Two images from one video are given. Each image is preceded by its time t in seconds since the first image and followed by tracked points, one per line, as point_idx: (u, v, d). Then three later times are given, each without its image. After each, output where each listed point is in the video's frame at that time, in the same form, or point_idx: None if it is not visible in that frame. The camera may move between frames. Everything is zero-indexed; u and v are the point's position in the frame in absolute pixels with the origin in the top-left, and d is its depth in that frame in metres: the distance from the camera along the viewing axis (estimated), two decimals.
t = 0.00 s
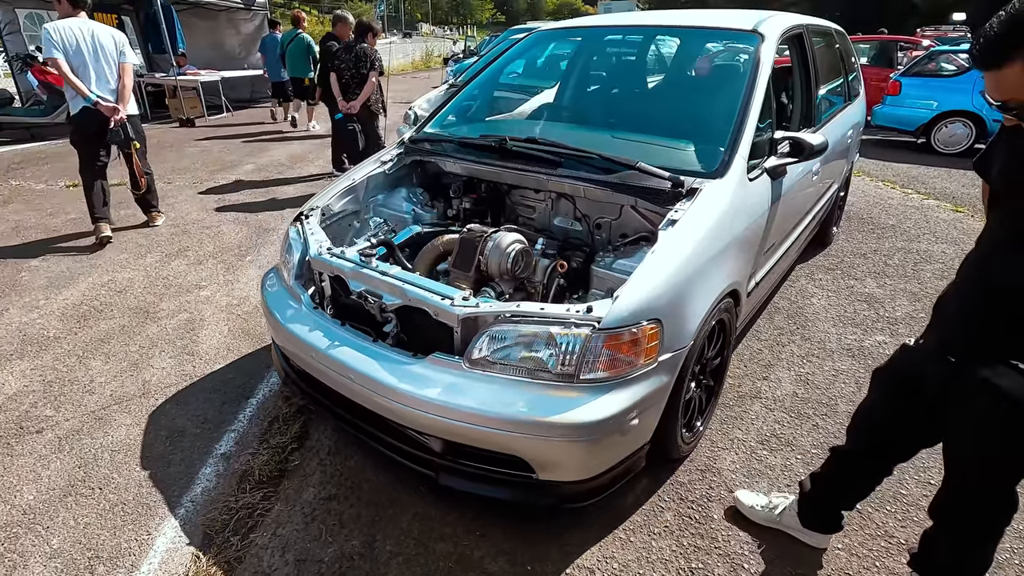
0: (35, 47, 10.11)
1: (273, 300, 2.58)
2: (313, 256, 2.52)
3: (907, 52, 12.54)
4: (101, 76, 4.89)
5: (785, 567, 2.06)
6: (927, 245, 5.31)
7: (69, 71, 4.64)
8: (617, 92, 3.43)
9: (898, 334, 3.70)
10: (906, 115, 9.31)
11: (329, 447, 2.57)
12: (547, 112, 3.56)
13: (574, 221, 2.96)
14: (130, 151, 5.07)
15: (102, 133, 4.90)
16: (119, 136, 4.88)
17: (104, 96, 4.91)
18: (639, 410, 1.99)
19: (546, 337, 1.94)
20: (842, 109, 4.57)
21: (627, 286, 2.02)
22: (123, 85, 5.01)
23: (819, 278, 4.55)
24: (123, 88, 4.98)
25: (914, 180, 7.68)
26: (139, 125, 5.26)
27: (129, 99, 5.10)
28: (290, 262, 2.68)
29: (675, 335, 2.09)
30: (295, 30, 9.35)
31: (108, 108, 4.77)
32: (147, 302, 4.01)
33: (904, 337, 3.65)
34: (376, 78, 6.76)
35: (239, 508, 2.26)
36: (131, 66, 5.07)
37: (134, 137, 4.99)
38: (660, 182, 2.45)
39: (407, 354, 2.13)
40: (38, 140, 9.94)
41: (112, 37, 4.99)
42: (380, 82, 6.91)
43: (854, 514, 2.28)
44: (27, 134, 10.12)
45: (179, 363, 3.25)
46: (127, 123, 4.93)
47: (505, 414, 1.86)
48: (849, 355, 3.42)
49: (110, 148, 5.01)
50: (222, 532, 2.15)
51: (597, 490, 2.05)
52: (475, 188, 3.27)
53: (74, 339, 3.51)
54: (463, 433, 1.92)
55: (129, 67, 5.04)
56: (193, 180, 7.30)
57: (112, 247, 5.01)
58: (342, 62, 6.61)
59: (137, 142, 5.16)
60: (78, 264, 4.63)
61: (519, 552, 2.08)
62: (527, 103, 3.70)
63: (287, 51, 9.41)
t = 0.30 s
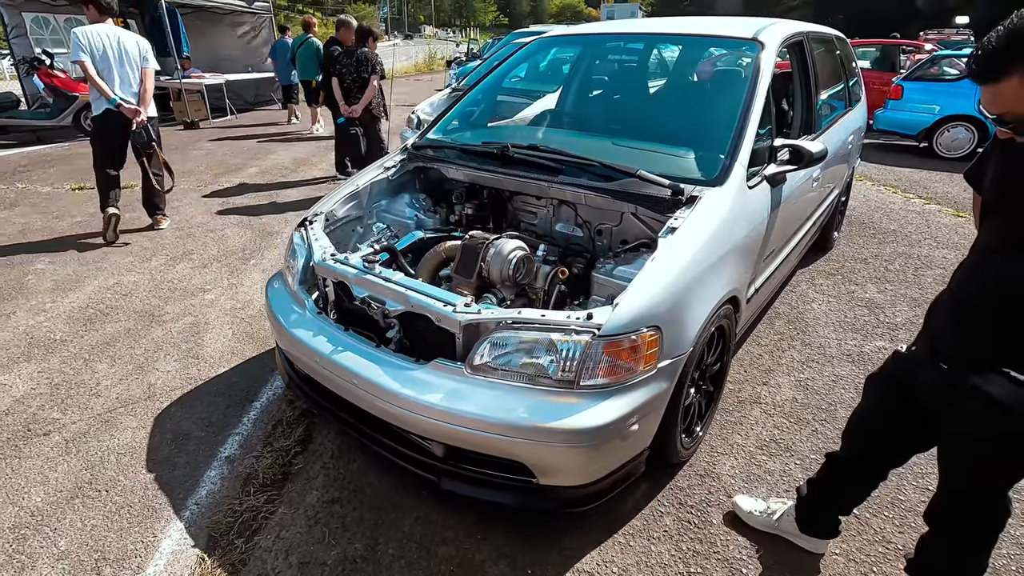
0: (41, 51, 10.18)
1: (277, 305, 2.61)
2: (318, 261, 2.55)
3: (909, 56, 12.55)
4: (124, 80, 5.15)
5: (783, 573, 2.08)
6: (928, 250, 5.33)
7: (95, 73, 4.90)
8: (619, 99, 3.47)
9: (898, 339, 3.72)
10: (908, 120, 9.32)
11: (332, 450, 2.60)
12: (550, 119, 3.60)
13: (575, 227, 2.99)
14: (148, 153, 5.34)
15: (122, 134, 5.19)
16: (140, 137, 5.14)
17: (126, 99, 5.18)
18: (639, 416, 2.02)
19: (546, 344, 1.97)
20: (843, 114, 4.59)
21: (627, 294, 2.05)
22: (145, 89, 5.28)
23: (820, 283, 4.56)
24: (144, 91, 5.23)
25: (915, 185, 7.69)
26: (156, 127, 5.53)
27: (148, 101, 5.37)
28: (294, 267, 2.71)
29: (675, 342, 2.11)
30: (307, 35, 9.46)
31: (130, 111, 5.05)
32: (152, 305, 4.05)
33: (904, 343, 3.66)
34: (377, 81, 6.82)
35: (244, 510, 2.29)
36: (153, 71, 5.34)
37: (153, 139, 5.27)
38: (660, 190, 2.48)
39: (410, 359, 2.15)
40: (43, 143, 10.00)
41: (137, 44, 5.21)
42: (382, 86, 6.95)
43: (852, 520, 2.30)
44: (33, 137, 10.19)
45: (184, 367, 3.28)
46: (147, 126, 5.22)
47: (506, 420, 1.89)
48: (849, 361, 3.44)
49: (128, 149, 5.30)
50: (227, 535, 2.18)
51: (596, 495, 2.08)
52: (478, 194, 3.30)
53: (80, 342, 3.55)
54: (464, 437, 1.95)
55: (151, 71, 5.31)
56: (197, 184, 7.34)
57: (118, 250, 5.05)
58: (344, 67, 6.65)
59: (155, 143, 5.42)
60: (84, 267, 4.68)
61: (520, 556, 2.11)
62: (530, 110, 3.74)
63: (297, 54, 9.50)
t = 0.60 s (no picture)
0: (42, 53, 10.20)
1: (278, 307, 2.61)
2: (318, 264, 2.56)
3: (908, 57, 12.56)
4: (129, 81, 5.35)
5: None
6: (928, 251, 5.33)
7: (99, 74, 5.08)
8: (619, 100, 3.47)
9: (898, 341, 3.71)
10: (907, 121, 9.32)
11: (333, 453, 2.60)
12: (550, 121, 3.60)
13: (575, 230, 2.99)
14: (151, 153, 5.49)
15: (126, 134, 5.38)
16: (141, 137, 5.30)
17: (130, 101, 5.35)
18: (639, 419, 2.02)
19: (547, 347, 1.97)
20: (843, 116, 4.59)
21: (628, 296, 2.05)
22: (149, 91, 5.46)
23: (819, 284, 4.57)
24: (148, 93, 5.41)
25: (915, 187, 7.70)
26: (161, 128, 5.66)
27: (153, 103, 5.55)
28: (295, 270, 2.71)
29: (675, 345, 2.11)
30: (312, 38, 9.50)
31: (132, 111, 5.22)
32: (152, 307, 4.06)
33: (904, 345, 3.66)
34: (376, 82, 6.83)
35: (244, 513, 2.28)
36: (159, 74, 5.52)
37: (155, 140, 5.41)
38: (660, 192, 2.48)
39: (411, 362, 2.15)
40: (43, 146, 10.02)
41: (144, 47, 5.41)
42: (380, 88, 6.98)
43: (853, 523, 2.30)
44: (34, 140, 10.20)
45: (184, 369, 3.28)
46: (149, 127, 5.35)
47: (508, 423, 1.89)
48: (850, 363, 3.44)
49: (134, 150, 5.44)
50: (228, 538, 2.18)
51: (597, 498, 2.08)
52: (478, 197, 3.30)
53: (80, 344, 3.55)
54: (465, 440, 1.95)
55: (156, 74, 5.49)
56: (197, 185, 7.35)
57: (118, 252, 5.06)
58: (342, 68, 6.69)
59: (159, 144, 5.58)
60: (84, 269, 4.68)
61: (521, 560, 2.10)
62: (530, 112, 3.74)
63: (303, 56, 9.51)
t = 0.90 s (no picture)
0: (35, 55, 10.13)
1: (276, 314, 2.58)
2: (318, 270, 2.52)
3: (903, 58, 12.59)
4: (123, 85, 5.39)
5: None
6: (927, 253, 5.32)
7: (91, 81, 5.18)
8: (619, 103, 3.45)
9: (900, 344, 3.70)
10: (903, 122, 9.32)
11: (333, 462, 2.56)
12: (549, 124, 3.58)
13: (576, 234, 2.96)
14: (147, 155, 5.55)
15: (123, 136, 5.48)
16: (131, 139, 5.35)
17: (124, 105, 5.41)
18: (645, 427, 1.99)
19: (551, 354, 1.94)
20: (842, 118, 4.59)
21: (633, 302, 2.02)
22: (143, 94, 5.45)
23: (819, 286, 4.56)
24: (141, 95, 5.40)
25: (913, 187, 7.70)
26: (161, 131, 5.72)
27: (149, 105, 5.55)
28: (294, 276, 2.68)
29: (681, 351, 2.08)
30: (312, 40, 9.41)
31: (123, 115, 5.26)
32: (148, 312, 4.01)
33: (906, 348, 3.65)
34: (375, 85, 6.80)
35: (244, 524, 2.25)
36: (152, 76, 5.48)
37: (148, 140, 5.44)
38: (663, 197, 2.46)
39: (413, 370, 2.12)
40: (37, 148, 9.94)
41: (136, 49, 5.39)
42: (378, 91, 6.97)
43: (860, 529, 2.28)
44: (27, 143, 10.13)
45: (181, 376, 3.24)
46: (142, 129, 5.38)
47: (512, 433, 1.86)
48: (852, 366, 3.42)
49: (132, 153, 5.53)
50: (227, 550, 2.14)
51: (602, 507, 2.05)
52: (478, 201, 3.28)
53: (75, 351, 3.50)
54: (468, 450, 1.92)
55: (150, 77, 5.46)
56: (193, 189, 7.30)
57: (114, 257, 5.01)
58: (341, 70, 6.68)
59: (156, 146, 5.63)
60: (79, 274, 4.63)
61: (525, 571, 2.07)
62: (528, 115, 3.71)
63: (302, 57, 9.43)
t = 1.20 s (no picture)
0: (26, 58, 10.00)
1: (271, 323, 2.47)
2: (314, 278, 2.42)
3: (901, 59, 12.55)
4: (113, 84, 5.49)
5: None
6: (934, 254, 5.24)
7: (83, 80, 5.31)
8: (620, 104, 3.35)
9: (912, 348, 3.61)
10: (904, 122, 9.19)
11: (330, 477, 2.46)
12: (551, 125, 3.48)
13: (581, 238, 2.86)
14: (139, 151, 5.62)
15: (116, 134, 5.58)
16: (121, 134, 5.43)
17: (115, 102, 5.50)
18: (659, 442, 1.89)
19: (560, 367, 1.84)
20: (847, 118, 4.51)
21: (645, 311, 1.93)
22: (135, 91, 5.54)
23: (827, 289, 4.47)
24: (132, 92, 5.48)
25: (914, 188, 7.62)
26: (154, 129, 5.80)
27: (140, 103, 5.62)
28: (289, 282, 2.57)
29: (696, 362, 1.98)
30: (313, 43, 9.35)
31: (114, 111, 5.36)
32: (139, 320, 3.90)
33: (918, 353, 3.56)
34: (376, 88, 6.71)
35: (236, 546, 2.14)
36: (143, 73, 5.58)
37: (139, 136, 5.51)
38: (674, 200, 2.36)
39: (414, 383, 2.02)
40: (28, 152, 9.79)
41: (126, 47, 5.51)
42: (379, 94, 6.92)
43: (882, 546, 2.19)
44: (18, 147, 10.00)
45: (173, 387, 3.12)
46: (133, 125, 5.45)
47: (519, 450, 1.76)
48: (864, 372, 3.33)
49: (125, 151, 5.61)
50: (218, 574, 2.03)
51: (614, 526, 1.94)
52: (479, 205, 3.18)
53: (63, 361, 3.39)
54: (472, 468, 1.82)
55: (140, 75, 5.54)
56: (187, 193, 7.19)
57: (105, 262, 4.90)
58: (344, 72, 6.61)
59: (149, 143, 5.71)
60: (68, 281, 4.52)
61: None
62: (525, 119, 3.62)
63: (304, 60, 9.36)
